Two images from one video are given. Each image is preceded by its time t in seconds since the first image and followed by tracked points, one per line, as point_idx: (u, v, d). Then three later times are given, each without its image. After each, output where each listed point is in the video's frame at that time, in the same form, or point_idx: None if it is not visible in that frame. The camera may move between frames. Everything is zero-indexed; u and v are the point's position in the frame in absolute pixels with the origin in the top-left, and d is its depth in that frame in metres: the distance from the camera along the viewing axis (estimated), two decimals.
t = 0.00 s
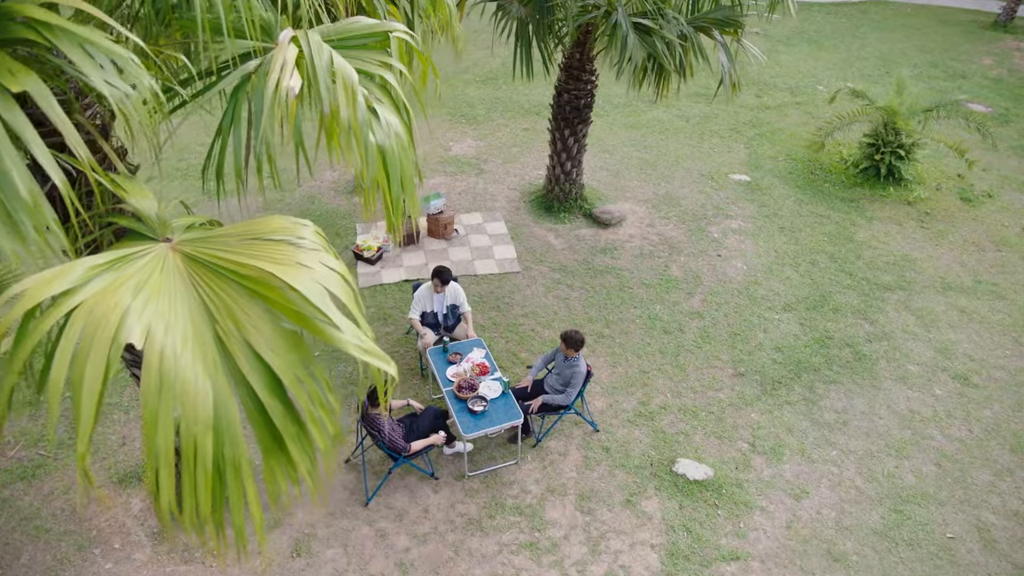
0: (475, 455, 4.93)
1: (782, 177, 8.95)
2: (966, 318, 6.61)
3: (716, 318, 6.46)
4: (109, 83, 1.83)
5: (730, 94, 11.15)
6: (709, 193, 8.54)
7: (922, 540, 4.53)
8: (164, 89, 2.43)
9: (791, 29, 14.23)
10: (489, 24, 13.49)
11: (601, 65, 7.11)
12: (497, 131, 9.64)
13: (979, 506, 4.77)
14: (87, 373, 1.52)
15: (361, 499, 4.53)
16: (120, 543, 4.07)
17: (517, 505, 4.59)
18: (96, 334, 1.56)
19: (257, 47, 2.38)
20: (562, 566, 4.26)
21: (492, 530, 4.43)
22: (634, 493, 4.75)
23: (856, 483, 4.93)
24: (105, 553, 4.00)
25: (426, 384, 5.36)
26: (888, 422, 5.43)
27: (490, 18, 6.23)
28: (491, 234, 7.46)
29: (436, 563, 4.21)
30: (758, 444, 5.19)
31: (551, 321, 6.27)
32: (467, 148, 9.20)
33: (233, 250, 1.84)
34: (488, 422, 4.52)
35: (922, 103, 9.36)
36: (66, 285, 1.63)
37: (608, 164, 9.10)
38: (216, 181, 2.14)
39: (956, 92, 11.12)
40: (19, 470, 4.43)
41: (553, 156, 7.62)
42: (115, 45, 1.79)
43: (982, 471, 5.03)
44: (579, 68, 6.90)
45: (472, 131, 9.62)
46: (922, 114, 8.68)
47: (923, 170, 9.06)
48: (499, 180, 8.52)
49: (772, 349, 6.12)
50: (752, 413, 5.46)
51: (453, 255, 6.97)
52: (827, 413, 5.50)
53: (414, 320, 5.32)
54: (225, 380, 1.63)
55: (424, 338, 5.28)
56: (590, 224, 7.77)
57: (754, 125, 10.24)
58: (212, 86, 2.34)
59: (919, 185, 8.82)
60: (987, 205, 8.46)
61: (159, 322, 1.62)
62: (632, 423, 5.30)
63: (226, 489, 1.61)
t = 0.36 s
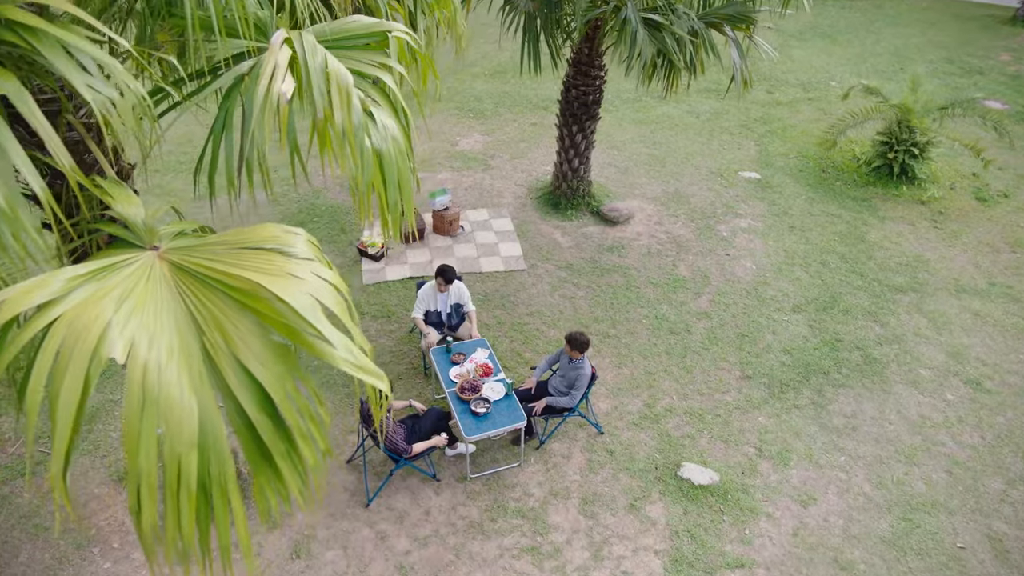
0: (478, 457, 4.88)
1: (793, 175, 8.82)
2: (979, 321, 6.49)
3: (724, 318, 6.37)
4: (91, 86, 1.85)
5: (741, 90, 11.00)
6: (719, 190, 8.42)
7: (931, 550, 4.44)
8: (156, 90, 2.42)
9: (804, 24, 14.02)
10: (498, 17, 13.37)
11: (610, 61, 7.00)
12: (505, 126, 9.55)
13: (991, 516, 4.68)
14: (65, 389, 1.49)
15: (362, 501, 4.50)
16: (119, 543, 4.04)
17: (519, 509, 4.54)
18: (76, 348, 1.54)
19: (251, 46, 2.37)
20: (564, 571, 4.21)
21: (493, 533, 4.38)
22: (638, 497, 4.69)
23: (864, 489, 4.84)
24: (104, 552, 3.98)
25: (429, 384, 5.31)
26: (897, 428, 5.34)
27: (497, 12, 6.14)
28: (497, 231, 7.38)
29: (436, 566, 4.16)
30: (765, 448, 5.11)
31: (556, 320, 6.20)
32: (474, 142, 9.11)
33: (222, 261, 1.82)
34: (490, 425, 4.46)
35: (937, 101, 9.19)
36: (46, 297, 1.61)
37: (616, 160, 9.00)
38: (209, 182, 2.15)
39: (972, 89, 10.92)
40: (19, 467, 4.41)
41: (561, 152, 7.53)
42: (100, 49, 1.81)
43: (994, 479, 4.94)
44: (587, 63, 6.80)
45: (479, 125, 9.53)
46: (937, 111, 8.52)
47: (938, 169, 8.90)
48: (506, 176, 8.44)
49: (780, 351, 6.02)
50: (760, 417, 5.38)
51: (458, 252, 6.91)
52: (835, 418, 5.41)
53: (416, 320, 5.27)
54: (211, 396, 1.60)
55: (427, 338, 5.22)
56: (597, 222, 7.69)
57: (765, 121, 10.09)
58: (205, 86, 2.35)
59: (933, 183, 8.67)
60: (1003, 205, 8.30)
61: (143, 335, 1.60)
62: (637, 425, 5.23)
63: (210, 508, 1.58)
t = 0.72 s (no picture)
0: (479, 458, 4.84)
1: (803, 172, 8.70)
2: (992, 324, 6.38)
3: (731, 319, 6.29)
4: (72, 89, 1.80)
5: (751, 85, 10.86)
6: (727, 187, 8.31)
7: (939, 559, 4.37)
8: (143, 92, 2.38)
9: (816, 17, 13.82)
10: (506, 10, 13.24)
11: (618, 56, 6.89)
12: (511, 120, 9.46)
13: (1001, 524, 4.59)
14: (41, 406, 1.51)
15: (362, 501, 4.46)
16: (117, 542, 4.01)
17: (520, 512, 4.49)
18: (53, 364, 1.56)
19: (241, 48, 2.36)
20: None
21: (494, 536, 4.34)
22: (641, 501, 4.63)
23: (871, 496, 4.77)
24: (101, 551, 3.95)
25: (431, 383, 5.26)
26: (906, 433, 5.25)
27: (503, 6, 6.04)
28: (502, 227, 7.31)
29: (435, 569, 4.12)
30: (771, 452, 5.03)
31: (561, 319, 6.13)
32: (480, 137, 9.03)
33: (210, 279, 1.86)
34: (492, 426, 4.41)
35: (952, 97, 9.03)
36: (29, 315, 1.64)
37: (624, 155, 8.90)
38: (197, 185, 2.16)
39: (987, 86, 10.74)
40: (18, 463, 4.39)
41: (567, 148, 7.43)
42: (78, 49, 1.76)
43: (1005, 487, 4.85)
44: (594, 58, 6.69)
45: (486, 119, 9.44)
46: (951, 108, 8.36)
47: (951, 167, 8.76)
48: (512, 171, 8.36)
49: (788, 353, 5.94)
50: (766, 420, 5.30)
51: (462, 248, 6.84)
52: (843, 422, 5.33)
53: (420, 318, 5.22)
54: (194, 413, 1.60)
55: (430, 336, 5.16)
56: (603, 219, 7.60)
57: (775, 117, 9.95)
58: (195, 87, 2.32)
59: (946, 182, 8.52)
60: (1018, 204, 8.15)
61: (123, 353, 1.62)
62: (640, 427, 5.16)
63: (192, 528, 1.56)
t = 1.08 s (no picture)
0: (480, 459, 4.79)
1: (814, 169, 8.57)
2: (1005, 327, 6.26)
3: (738, 318, 6.20)
4: (50, 92, 1.86)
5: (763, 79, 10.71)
6: (736, 184, 8.19)
7: (946, 568, 4.29)
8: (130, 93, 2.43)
9: (830, 11, 13.60)
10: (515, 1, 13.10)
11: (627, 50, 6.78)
12: (518, 114, 9.36)
13: (1012, 533, 4.51)
14: (13, 421, 1.52)
15: (361, 501, 4.42)
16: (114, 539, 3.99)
17: (520, 516, 4.44)
18: (29, 379, 1.57)
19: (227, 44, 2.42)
20: None
21: (494, 538, 4.30)
22: (643, 504, 4.57)
23: (878, 502, 4.69)
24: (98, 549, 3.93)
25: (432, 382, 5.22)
26: (915, 438, 5.16)
27: None
28: (507, 223, 7.23)
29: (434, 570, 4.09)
30: (776, 456, 4.96)
31: (565, 318, 6.06)
32: (486, 130, 8.94)
33: (194, 290, 1.86)
34: (493, 428, 4.35)
35: (967, 94, 8.86)
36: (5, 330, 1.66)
37: (631, 151, 8.79)
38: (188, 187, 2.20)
39: (1004, 83, 10.54)
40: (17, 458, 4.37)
41: (574, 143, 7.34)
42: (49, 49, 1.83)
43: (1015, 495, 4.76)
44: (602, 53, 6.58)
45: (493, 113, 9.34)
46: (967, 106, 8.20)
47: (965, 166, 8.60)
48: (518, 166, 8.27)
49: (795, 354, 5.85)
50: (772, 423, 5.23)
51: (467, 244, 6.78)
52: (851, 425, 5.24)
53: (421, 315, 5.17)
54: (176, 428, 1.61)
55: (432, 334, 5.11)
56: (610, 215, 7.51)
57: (786, 112, 9.80)
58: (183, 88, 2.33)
59: (959, 180, 8.37)
60: None
61: (101, 370, 1.62)
62: (644, 429, 5.10)
63: (176, 545, 1.56)
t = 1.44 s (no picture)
0: (480, 459, 4.74)
1: (822, 165, 8.45)
2: (1015, 329, 6.16)
3: (743, 318, 6.12)
4: (22, 93, 1.96)
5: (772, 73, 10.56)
6: (744, 180, 8.08)
7: None
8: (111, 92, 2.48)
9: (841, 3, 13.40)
10: None
11: (634, 44, 6.66)
12: (524, 107, 9.26)
13: (1020, 542, 4.43)
14: None
15: (359, 501, 4.39)
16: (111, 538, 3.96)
17: (520, 518, 4.39)
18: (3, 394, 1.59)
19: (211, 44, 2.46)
20: None
21: (493, 541, 4.25)
22: (644, 508, 4.51)
23: (884, 507, 4.62)
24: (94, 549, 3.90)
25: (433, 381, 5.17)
26: (922, 442, 5.08)
27: None
28: (511, 218, 7.16)
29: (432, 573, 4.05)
30: (780, 460, 4.89)
31: (568, 316, 5.99)
32: (491, 124, 8.84)
33: (176, 304, 1.88)
34: (492, 429, 4.30)
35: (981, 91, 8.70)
36: None
37: (638, 145, 8.68)
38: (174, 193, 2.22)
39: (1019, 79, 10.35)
40: (14, 455, 4.35)
41: (579, 138, 7.25)
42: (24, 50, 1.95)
43: None
44: (609, 46, 6.47)
45: (498, 106, 9.24)
46: (981, 102, 8.04)
47: (978, 163, 8.46)
48: (523, 160, 8.18)
49: (801, 355, 5.77)
50: (776, 425, 5.15)
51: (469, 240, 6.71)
52: (856, 429, 5.16)
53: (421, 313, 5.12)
54: (154, 447, 1.63)
55: (433, 333, 5.06)
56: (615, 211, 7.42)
57: (795, 107, 9.66)
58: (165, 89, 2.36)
59: (971, 178, 8.24)
60: None
61: (75, 388, 1.64)
62: (646, 431, 5.04)
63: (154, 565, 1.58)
